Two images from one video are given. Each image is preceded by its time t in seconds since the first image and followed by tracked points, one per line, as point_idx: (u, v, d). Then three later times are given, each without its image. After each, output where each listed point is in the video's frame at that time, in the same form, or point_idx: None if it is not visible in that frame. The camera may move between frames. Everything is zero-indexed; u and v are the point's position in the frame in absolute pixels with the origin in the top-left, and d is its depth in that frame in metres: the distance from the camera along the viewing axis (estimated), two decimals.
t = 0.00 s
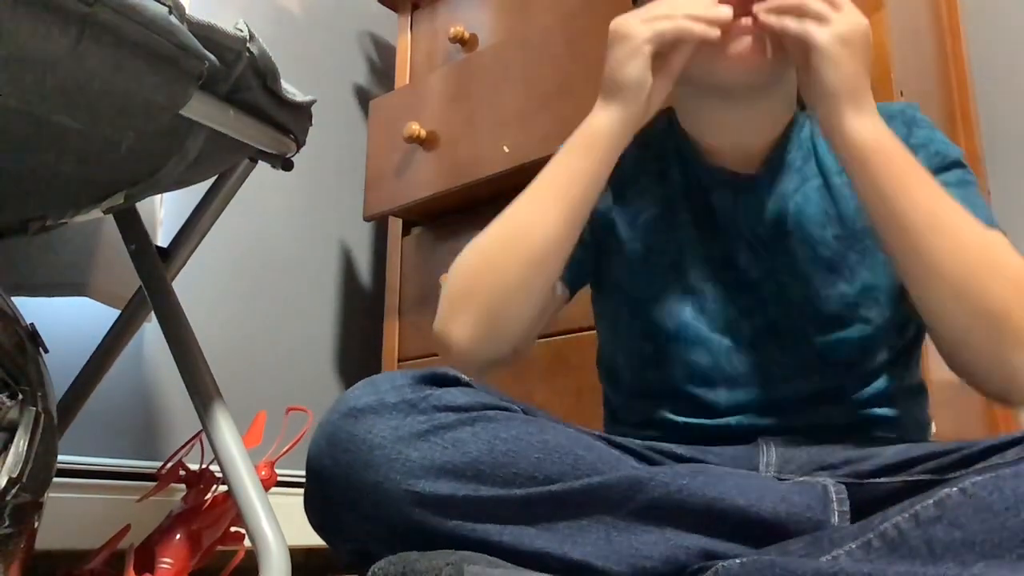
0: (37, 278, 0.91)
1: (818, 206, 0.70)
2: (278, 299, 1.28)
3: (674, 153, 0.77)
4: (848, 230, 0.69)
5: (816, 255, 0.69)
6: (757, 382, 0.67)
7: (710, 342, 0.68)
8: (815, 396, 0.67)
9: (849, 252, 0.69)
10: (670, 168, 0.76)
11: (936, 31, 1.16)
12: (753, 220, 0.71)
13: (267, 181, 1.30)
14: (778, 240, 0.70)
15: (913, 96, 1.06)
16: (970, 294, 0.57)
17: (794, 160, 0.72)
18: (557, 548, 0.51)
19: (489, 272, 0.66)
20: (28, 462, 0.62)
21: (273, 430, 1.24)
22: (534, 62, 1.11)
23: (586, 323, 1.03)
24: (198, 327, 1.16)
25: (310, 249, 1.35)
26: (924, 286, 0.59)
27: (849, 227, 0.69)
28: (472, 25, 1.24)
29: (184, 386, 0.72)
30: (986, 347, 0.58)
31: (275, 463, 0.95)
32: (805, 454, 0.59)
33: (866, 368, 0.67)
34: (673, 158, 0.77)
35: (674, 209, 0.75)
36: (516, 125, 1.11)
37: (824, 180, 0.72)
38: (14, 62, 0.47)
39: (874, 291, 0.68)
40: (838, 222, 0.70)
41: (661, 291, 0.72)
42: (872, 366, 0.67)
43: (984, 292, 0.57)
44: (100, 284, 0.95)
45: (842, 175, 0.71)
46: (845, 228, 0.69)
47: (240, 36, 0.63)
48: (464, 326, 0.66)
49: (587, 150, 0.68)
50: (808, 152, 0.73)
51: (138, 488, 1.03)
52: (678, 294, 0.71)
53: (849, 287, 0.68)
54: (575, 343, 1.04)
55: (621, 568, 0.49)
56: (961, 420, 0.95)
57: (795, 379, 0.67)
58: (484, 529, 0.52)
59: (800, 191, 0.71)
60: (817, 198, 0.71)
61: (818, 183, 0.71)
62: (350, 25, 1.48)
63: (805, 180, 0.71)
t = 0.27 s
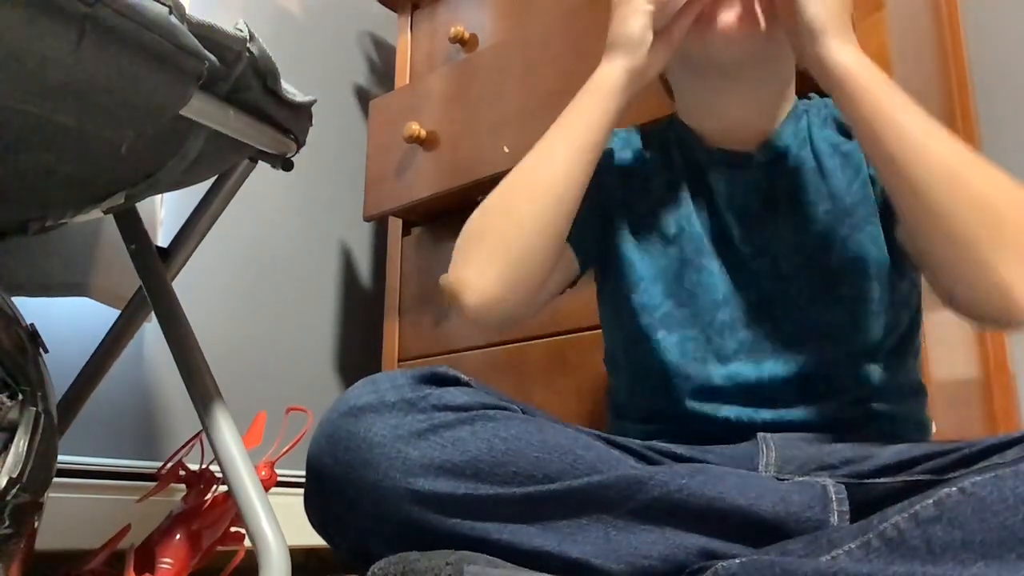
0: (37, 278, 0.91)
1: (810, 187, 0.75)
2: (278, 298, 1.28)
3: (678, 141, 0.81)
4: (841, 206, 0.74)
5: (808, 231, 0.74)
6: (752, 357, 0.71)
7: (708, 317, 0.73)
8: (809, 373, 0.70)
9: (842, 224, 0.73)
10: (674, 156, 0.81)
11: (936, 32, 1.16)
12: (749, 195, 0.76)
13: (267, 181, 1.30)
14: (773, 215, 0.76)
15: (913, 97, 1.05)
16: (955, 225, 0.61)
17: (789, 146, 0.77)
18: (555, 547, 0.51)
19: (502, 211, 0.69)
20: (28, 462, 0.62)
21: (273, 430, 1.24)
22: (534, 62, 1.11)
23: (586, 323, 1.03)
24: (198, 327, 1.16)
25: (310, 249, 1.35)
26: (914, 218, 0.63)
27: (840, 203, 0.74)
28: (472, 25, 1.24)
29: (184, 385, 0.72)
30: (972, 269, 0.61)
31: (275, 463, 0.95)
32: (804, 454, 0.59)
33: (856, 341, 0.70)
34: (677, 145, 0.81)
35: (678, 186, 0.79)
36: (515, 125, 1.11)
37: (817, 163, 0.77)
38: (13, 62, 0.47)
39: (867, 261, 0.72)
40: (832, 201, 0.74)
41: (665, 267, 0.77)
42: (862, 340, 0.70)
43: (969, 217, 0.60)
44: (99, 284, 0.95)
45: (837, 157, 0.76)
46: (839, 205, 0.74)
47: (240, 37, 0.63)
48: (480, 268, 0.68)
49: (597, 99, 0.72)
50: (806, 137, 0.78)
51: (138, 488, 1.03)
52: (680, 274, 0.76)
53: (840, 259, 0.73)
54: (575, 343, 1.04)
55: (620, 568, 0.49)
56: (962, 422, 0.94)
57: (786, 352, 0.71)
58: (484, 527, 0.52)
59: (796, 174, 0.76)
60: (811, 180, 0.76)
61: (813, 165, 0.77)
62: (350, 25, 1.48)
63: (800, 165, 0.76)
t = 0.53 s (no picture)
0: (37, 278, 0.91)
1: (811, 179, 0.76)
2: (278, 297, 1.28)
3: (681, 135, 0.82)
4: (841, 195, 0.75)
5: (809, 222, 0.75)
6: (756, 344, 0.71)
7: (711, 305, 0.73)
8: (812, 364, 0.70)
9: (842, 218, 0.74)
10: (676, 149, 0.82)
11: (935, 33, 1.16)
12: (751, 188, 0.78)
13: (266, 181, 1.30)
14: (775, 207, 0.77)
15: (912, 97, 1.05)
16: (950, 178, 0.64)
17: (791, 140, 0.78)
18: (555, 547, 0.51)
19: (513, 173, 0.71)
20: (28, 462, 0.62)
21: (273, 430, 1.24)
22: (534, 62, 1.11)
23: (586, 323, 1.03)
24: (198, 327, 1.16)
25: (310, 249, 1.35)
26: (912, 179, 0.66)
27: (840, 194, 0.75)
28: (472, 25, 1.25)
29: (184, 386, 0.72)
30: (974, 219, 0.63)
31: (276, 463, 0.95)
32: (805, 454, 0.59)
33: (859, 331, 0.70)
34: (680, 141, 0.82)
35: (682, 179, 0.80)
36: (516, 125, 1.11)
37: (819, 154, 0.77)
38: (13, 62, 0.47)
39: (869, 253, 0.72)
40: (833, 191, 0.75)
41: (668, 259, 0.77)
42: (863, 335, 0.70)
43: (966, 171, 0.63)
44: (99, 284, 0.95)
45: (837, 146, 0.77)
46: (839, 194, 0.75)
47: (241, 37, 0.63)
48: (491, 228, 0.70)
49: (607, 69, 0.74)
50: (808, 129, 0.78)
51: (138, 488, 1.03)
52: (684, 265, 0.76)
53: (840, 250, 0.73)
54: (575, 344, 1.04)
55: (620, 568, 0.49)
56: (961, 423, 0.94)
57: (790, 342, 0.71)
58: (484, 526, 0.52)
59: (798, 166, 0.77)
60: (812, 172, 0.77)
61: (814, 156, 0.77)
62: (350, 25, 1.48)
63: (802, 157, 0.77)
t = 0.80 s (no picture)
0: (37, 278, 0.91)
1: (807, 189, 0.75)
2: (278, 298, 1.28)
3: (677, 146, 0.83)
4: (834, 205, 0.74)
5: (805, 231, 0.74)
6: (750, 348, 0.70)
7: (707, 311, 0.73)
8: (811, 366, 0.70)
9: (836, 228, 0.73)
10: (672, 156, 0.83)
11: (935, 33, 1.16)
12: (746, 198, 0.77)
13: (266, 181, 1.30)
14: (771, 218, 0.76)
15: (913, 97, 1.05)
16: (904, 217, 0.62)
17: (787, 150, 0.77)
18: (555, 546, 0.51)
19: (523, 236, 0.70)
20: (28, 462, 0.62)
21: (274, 430, 1.24)
22: (535, 62, 1.11)
23: (586, 324, 1.03)
24: (198, 327, 1.16)
25: (310, 249, 1.35)
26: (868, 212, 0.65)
27: (836, 204, 0.74)
28: (472, 25, 1.25)
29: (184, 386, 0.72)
30: (937, 270, 0.62)
31: (276, 463, 0.95)
32: (804, 454, 0.59)
33: (857, 333, 0.70)
34: (677, 151, 0.83)
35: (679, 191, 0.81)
36: (516, 125, 1.11)
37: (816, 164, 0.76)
38: (13, 62, 0.47)
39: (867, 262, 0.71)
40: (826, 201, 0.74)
41: (666, 264, 0.77)
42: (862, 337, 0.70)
43: (925, 219, 0.62)
44: (99, 284, 0.95)
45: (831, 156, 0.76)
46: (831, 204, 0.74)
47: (241, 37, 0.63)
48: (507, 293, 0.69)
49: (614, 122, 0.72)
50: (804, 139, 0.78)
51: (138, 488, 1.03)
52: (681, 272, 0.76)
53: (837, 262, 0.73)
54: (575, 344, 1.04)
55: (620, 567, 0.49)
56: (962, 423, 0.94)
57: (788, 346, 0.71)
58: (484, 526, 0.52)
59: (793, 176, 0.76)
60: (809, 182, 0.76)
61: (811, 167, 0.76)
62: (350, 25, 1.49)
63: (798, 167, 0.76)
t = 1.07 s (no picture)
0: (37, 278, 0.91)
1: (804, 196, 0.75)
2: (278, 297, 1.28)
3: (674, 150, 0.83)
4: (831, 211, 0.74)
5: (803, 236, 0.74)
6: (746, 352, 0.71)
7: (706, 315, 0.73)
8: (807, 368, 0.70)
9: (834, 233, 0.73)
10: (671, 160, 0.83)
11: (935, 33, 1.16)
12: (743, 203, 0.77)
13: (266, 182, 1.30)
14: (767, 223, 0.76)
15: (913, 97, 1.05)
16: (899, 223, 0.62)
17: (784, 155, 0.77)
18: (556, 546, 0.51)
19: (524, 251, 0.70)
20: (28, 462, 0.62)
21: (274, 430, 1.24)
22: (535, 62, 1.11)
23: (586, 324, 1.02)
24: (197, 326, 1.17)
25: (310, 250, 1.35)
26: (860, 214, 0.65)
27: (834, 209, 0.74)
28: (472, 25, 1.25)
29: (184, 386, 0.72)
30: (935, 280, 0.61)
31: (276, 463, 0.95)
32: (804, 454, 0.59)
33: (856, 333, 0.70)
34: (675, 155, 0.83)
35: (676, 196, 0.81)
36: (516, 126, 1.11)
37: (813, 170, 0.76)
38: (13, 61, 0.47)
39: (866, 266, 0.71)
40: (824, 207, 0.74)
41: (665, 267, 0.78)
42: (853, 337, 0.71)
43: (920, 228, 0.62)
44: (99, 284, 0.95)
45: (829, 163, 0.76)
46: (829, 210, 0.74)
47: (241, 37, 0.63)
48: (508, 311, 0.69)
49: (614, 138, 0.72)
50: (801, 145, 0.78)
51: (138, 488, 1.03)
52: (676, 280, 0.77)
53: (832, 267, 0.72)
54: (575, 344, 1.04)
55: (620, 567, 0.49)
56: (962, 423, 0.94)
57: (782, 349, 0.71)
58: (484, 526, 0.52)
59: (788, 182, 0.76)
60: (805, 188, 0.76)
61: (808, 172, 0.77)
62: (350, 25, 1.49)
63: (795, 172, 0.77)
